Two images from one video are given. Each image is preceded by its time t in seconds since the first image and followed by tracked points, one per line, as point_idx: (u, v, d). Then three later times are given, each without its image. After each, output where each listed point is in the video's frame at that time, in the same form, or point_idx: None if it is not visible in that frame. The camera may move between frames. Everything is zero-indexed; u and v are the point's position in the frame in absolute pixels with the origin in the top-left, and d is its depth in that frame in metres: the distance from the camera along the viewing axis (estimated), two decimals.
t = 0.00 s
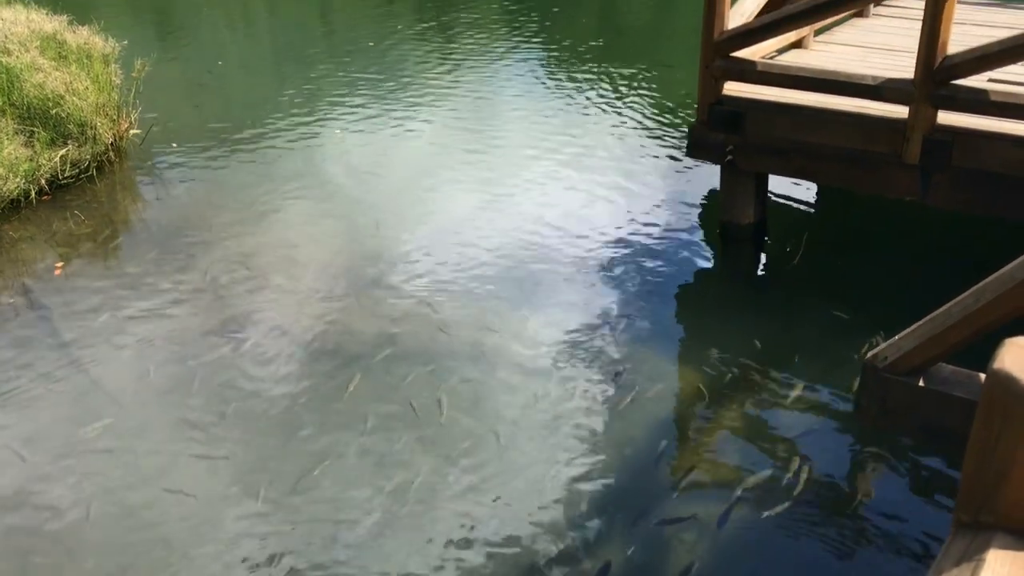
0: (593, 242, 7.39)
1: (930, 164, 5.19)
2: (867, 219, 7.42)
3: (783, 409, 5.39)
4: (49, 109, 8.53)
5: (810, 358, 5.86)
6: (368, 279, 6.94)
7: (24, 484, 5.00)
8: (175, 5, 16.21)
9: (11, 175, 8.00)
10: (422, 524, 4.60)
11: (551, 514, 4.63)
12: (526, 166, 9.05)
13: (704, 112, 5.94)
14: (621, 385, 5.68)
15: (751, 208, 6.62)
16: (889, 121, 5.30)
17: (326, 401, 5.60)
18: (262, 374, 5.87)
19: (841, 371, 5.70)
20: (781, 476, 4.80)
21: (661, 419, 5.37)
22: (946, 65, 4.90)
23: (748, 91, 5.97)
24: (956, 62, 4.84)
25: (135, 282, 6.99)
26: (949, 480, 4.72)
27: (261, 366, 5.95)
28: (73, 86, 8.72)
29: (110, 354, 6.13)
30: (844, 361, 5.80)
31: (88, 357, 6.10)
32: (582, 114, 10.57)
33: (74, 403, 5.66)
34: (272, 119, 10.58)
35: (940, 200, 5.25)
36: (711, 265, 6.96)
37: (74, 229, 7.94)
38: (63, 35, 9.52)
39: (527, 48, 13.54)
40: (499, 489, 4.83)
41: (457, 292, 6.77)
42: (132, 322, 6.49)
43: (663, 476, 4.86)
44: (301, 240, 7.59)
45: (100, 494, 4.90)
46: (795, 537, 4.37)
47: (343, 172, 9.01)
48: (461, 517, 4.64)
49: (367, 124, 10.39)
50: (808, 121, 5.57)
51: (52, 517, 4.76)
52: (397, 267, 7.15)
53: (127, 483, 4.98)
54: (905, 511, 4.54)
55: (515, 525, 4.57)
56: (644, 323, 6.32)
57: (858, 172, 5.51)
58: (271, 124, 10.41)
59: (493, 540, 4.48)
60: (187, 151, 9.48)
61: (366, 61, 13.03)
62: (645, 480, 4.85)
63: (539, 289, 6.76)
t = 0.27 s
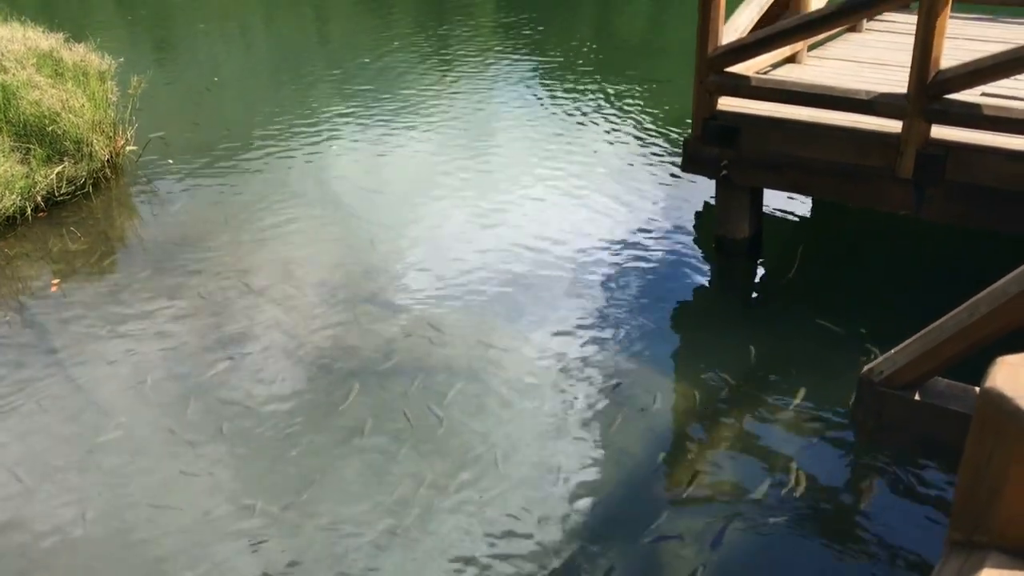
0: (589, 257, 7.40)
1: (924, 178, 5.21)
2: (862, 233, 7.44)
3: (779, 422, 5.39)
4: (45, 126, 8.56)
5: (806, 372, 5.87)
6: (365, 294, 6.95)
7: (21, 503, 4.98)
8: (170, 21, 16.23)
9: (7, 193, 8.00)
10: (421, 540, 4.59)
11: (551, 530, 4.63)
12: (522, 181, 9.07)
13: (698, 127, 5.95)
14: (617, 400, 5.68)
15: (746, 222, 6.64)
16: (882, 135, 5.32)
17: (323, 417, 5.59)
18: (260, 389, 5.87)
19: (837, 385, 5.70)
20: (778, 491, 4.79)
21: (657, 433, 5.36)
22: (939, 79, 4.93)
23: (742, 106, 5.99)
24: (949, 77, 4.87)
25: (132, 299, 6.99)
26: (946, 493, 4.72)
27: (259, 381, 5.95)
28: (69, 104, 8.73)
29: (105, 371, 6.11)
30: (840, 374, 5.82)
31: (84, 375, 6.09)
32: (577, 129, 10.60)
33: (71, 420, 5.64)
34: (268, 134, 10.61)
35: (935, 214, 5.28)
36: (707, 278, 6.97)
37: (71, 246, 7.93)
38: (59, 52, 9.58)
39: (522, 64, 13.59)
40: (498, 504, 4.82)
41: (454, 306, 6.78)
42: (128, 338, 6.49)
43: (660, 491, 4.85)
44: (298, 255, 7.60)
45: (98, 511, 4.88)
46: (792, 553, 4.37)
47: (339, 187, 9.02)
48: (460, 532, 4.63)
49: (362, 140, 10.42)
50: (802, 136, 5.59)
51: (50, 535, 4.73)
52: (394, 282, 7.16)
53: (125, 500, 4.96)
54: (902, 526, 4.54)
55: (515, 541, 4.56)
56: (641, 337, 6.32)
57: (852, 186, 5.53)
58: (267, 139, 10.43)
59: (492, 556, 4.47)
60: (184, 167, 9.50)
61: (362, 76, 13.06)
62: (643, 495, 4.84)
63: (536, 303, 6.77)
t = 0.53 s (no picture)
0: (586, 275, 7.41)
1: (917, 198, 5.22)
2: (858, 252, 7.46)
3: (775, 441, 5.39)
4: (41, 145, 8.57)
5: (802, 390, 5.88)
6: (361, 312, 6.95)
7: (15, 523, 4.95)
8: (168, 40, 16.32)
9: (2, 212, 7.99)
10: (418, 559, 4.57)
11: (548, 549, 4.62)
12: (518, 199, 9.08)
13: (692, 147, 5.97)
14: (613, 418, 5.67)
15: (740, 241, 6.64)
16: (876, 155, 5.34)
17: (318, 437, 5.57)
18: (255, 408, 5.86)
19: (833, 404, 5.69)
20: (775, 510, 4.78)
21: (653, 452, 5.35)
22: (932, 99, 4.97)
23: (736, 124, 6.01)
24: (942, 96, 4.90)
25: (127, 318, 6.98)
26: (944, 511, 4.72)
27: (254, 400, 5.94)
28: (64, 122, 8.77)
29: (100, 390, 6.08)
30: (835, 392, 5.82)
31: (79, 394, 6.07)
32: (573, 148, 10.63)
33: (66, 440, 5.62)
34: (265, 152, 10.64)
35: (929, 232, 5.30)
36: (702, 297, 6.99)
37: (66, 265, 7.93)
38: (55, 72, 9.61)
39: (518, 82, 13.63)
40: (494, 523, 4.81)
41: (450, 324, 6.78)
42: (123, 358, 6.47)
43: (656, 511, 4.84)
44: (294, 273, 7.60)
45: (92, 532, 4.85)
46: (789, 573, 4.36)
47: (336, 206, 9.03)
48: (457, 552, 4.62)
49: (359, 158, 10.43)
50: (796, 155, 5.61)
51: (44, 556, 4.71)
52: (390, 299, 7.16)
53: (119, 520, 4.93)
54: (900, 545, 4.53)
55: (512, 561, 4.54)
56: (636, 355, 6.33)
57: (847, 205, 5.54)
58: (263, 157, 10.47)
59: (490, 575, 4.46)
60: (180, 186, 9.51)
61: (359, 95, 13.11)
62: (639, 515, 4.83)
63: (531, 321, 6.77)
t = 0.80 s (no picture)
0: (578, 297, 7.42)
1: (907, 221, 5.26)
2: (848, 273, 7.49)
3: (767, 463, 5.39)
4: (33, 167, 8.56)
5: (794, 412, 5.89)
6: (353, 334, 6.95)
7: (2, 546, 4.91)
8: (161, 62, 16.35)
9: None
10: None
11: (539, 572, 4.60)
12: (510, 221, 9.11)
13: (682, 170, 5.99)
14: (605, 440, 5.67)
15: (731, 263, 6.67)
16: (866, 178, 5.37)
17: (309, 459, 5.55)
18: (246, 430, 5.84)
19: (825, 427, 5.70)
20: (767, 534, 4.78)
21: (645, 475, 5.34)
22: (920, 123, 5.01)
23: (726, 148, 6.04)
24: (930, 120, 4.95)
25: (118, 339, 6.96)
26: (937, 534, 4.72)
27: (245, 422, 5.92)
28: (57, 144, 8.75)
29: (90, 413, 6.05)
30: (827, 414, 5.84)
31: (68, 416, 6.04)
32: (565, 169, 10.68)
33: (54, 462, 5.59)
34: (258, 173, 10.67)
35: (919, 255, 5.33)
36: (694, 318, 7.01)
37: (57, 287, 7.91)
38: (48, 94, 9.61)
39: (510, 104, 13.70)
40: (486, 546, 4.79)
41: (442, 346, 6.78)
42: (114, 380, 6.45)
43: (648, 534, 4.82)
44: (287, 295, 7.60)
45: (80, 555, 4.82)
46: None
47: (328, 227, 9.04)
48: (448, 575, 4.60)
49: (352, 180, 10.45)
50: (786, 178, 5.64)
51: None
52: (382, 321, 7.16)
53: (108, 544, 4.90)
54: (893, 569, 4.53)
55: None
56: (628, 377, 6.34)
57: (837, 227, 5.57)
58: (256, 178, 10.49)
59: None
60: (173, 207, 9.52)
61: (351, 116, 13.14)
62: (631, 538, 4.81)
63: (524, 342, 6.78)
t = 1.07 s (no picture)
0: (566, 321, 7.43)
1: (892, 247, 5.30)
2: (835, 298, 7.53)
3: (756, 488, 5.40)
4: (20, 191, 8.54)
5: (782, 436, 5.90)
6: (341, 358, 6.93)
7: None
8: (150, 85, 16.37)
9: None
10: None
11: None
12: (499, 244, 9.12)
13: (669, 195, 6.02)
14: (594, 465, 5.66)
15: (718, 288, 6.69)
16: (851, 205, 5.42)
17: (296, 485, 5.51)
18: (234, 454, 5.80)
19: (814, 452, 5.71)
20: (756, 560, 4.77)
21: (634, 500, 5.33)
22: (905, 149, 5.06)
23: (712, 173, 6.07)
24: (914, 147, 5.00)
25: (104, 363, 6.93)
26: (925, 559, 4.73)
27: (233, 447, 5.89)
28: (45, 168, 8.78)
29: (75, 438, 6.00)
30: (814, 439, 5.86)
31: (53, 441, 5.99)
32: (554, 194, 10.72)
33: (38, 486, 5.54)
34: (247, 196, 10.70)
35: (905, 280, 5.37)
36: (681, 342, 7.03)
37: (42, 311, 7.87)
38: (36, 118, 9.61)
39: (500, 128, 13.79)
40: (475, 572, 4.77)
41: (431, 370, 6.77)
42: (99, 404, 6.41)
43: (637, 561, 4.82)
44: (275, 319, 7.58)
45: None
46: None
47: (317, 251, 9.04)
48: None
49: (341, 203, 10.46)
50: (773, 204, 5.67)
51: None
52: (371, 345, 7.15)
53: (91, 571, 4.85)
54: None
55: None
56: (615, 401, 6.34)
57: (824, 254, 5.61)
58: (245, 201, 10.50)
59: None
60: (161, 230, 9.51)
61: (341, 140, 13.17)
62: (620, 564, 4.80)
63: (511, 367, 6.77)
